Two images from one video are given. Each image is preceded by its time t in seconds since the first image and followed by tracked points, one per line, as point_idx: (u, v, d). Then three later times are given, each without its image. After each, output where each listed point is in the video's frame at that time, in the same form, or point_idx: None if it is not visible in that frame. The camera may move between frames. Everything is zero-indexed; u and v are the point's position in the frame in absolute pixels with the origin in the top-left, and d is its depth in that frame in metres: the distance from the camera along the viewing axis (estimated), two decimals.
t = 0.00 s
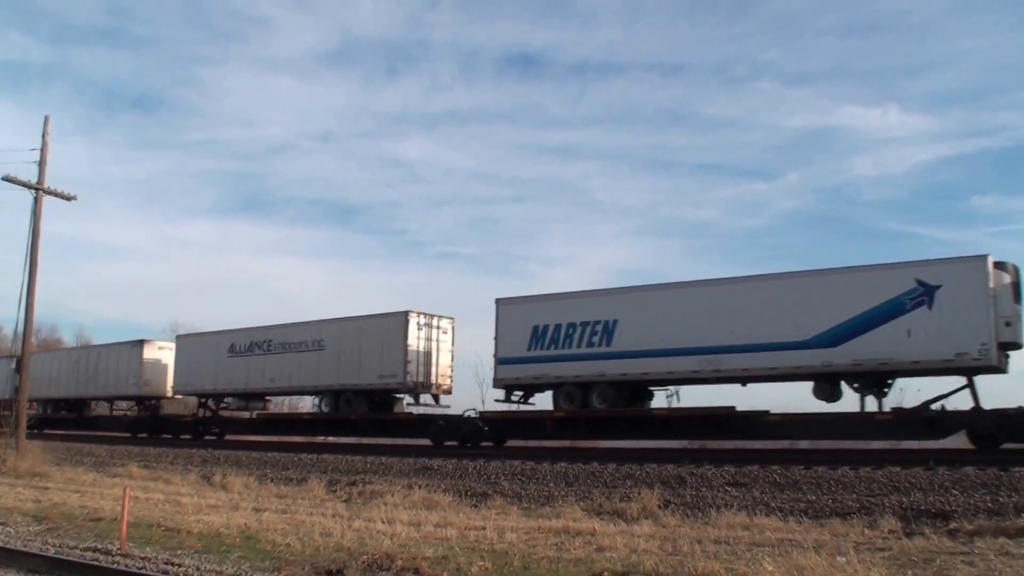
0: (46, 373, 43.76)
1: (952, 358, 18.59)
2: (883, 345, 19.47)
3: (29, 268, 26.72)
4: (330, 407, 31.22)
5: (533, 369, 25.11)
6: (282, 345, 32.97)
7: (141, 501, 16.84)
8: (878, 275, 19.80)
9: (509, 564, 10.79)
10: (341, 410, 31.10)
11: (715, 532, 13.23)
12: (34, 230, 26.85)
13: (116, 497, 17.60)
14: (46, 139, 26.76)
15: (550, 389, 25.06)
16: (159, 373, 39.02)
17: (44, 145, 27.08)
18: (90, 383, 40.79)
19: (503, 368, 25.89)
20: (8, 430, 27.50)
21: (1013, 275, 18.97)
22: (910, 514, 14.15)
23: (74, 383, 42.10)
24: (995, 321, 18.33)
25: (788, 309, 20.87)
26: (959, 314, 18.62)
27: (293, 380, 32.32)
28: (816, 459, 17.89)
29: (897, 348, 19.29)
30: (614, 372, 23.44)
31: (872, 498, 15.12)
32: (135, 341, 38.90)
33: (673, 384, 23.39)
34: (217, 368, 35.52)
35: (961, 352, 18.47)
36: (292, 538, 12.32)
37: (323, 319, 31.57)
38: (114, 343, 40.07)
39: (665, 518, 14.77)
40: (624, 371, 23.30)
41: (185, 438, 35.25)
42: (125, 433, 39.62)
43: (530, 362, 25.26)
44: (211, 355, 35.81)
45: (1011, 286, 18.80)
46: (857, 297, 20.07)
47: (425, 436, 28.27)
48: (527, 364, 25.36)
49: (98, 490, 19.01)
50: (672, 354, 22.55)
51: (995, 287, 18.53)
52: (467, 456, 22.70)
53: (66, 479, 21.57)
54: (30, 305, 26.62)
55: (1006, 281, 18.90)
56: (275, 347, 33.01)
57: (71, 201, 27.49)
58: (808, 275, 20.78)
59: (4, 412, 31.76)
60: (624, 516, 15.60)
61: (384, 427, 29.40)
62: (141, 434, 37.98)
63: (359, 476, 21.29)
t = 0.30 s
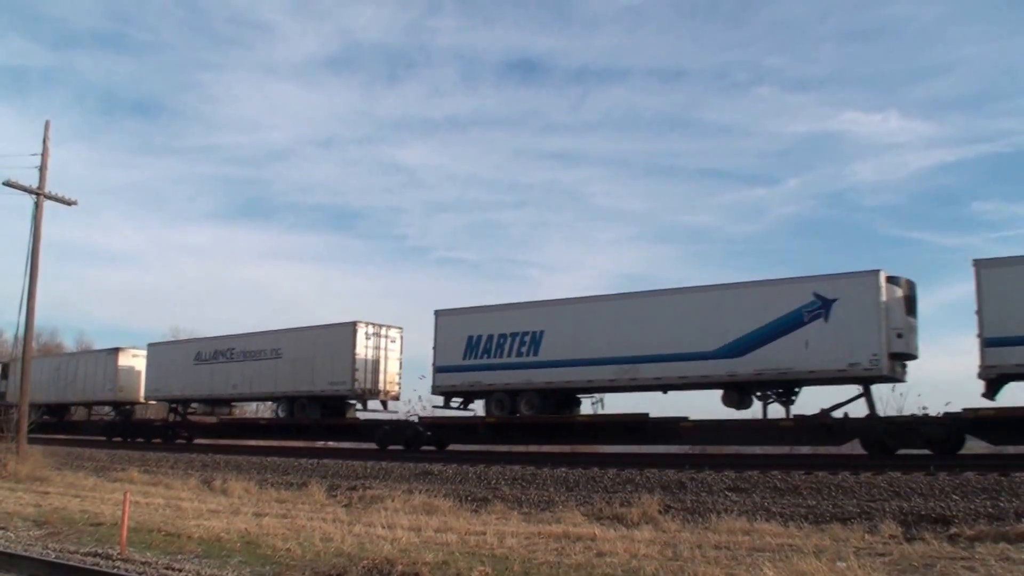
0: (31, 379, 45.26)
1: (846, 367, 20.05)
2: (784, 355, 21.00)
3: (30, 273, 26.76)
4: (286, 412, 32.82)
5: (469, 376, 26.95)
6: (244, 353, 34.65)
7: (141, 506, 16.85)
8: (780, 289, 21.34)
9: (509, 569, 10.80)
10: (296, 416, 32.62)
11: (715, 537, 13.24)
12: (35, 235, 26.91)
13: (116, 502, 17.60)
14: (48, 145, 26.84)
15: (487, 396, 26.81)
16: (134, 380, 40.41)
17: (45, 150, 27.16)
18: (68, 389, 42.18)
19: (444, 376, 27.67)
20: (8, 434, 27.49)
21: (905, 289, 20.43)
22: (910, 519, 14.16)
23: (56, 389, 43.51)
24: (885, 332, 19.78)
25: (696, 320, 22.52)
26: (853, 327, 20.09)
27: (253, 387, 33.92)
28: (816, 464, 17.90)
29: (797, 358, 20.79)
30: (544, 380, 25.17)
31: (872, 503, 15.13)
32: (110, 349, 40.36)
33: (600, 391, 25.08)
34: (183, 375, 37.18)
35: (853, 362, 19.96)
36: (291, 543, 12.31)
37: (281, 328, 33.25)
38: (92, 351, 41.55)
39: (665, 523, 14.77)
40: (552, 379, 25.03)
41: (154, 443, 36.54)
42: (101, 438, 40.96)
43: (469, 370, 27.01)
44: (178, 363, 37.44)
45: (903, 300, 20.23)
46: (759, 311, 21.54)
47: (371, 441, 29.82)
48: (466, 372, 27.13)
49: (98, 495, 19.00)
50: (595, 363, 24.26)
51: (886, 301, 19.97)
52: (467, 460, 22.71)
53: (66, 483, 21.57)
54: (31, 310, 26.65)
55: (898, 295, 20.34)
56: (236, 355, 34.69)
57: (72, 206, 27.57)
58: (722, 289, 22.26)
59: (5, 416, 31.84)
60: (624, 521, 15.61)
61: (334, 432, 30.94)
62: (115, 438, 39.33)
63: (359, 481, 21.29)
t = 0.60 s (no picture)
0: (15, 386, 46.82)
1: (750, 375, 21.48)
2: (693, 364, 22.49)
3: (32, 277, 26.81)
4: (248, 416, 34.46)
5: (411, 384, 28.62)
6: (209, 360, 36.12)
7: (142, 510, 16.86)
8: (691, 301, 22.88)
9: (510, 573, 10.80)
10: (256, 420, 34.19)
11: (715, 541, 13.23)
12: (37, 238, 26.97)
13: (117, 506, 17.61)
14: (50, 149, 26.92)
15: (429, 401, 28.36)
16: (111, 385, 42.06)
17: (48, 154, 27.24)
18: (50, 394, 43.77)
19: (390, 382, 29.26)
20: (9, 438, 27.47)
21: (807, 302, 21.97)
22: (910, 523, 14.14)
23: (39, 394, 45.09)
24: (784, 342, 21.25)
25: (615, 331, 24.10)
26: (755, 337, 21.53)
27: (218, 392, 35.44)
28: (816, 468, 17.88)
29: (705, 366, 22.24)
30: (478, 387, 26.75)
31: (872, 507, 15.11)
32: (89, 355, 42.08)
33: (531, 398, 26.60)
34: (155, 380, 38.72)
35: (755, 370, 21.37)
36: (292, 547, 12.32)
37: (243, 336, 34.69)
38: (72, 357, 43.27)
39: (666, 528, 14.76)
40: (486, 386, 26.61)
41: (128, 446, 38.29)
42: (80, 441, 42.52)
43: (412, 377, 28.62)
44: (150, 370, 38.97)
45: (802, 312, 21.79)
46: (673, 323, 23.04)
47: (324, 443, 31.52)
48: (409, 378, 28.75)
49: (99, 499, 19.00)
50: (524, 370, 25.86)
51: (787, 312, 21.46)
52: (467, 464, 22.70)
53: (67, 487, 21.58)
54: (33, 312, 26.70)
55: (799, 308, 21.89)
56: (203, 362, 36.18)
57: (74, 210, 27.65)
58: (641, 301, 23.81)
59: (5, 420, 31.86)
60: (624, 525, 15.61)
61: (291, 435, 32.66)
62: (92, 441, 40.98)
63: (359, 485, 21.26)
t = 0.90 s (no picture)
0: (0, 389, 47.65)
1: (663, 382, 23.05)
2: (614, 370, 23.97)
3: (33, 278, 26.83)
4: (213, 420, 35.50)
5: (360, 389, 29.98)
6: (176, 365, 37.08)
7: (143, 513, 16.88)
8: (613, 312, 24.36)
9: None
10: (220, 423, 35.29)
11: (715, 544, 13.23)
12: (38, 240, 27.00)
13: (117, 509, 17.61)
14: (51, 151, 26.96)
15: (376, 405, 29.69)
16: (90, 389, 42.80)
17: (49, 156, 27.29)
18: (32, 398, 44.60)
19: (340, 387, 30.56)
20: (9, 440, 27.46)
21: (717, 312, 23.58)
22: (911, 527, 14.14)
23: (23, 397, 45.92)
24: (696, 350, 22.83)
25: (544, 339, 25.57)
26: (670, 345, 23.08)
27: (185, 396, 36.46)
28: (816, 472, 17.87)
29: (625, 373, 23.74)
30: (419, 392, 28.12)
31: (872, 510, 15.10)
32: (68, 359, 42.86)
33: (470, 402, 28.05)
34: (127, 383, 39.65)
35: (669, 376, 22.92)
36: (292, 550, 12.30)
37: (208, 342, 35.62)
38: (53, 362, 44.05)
39: (666, 531, 14.76)
40: (427, 391, 27.98)
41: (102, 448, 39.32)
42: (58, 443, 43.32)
43: (361, 382, 29.99)
44: (121, 374, 39.89)
45: (713, 322, 23.40)
46: (595, 332, 24.53)
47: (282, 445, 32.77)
48: (358, 384, 30.12)
49: (99, 502, 18.99)
50: (460, 377, 27.23)
51: (698, 322, 23.05)
52: (467, 468, 22.68)
53: (68, 490, 21.58)
54: (35, 314, 26.72)
55: (709, 317, 23.49)
56: (170, 367, 37.13)
57: (75, 212, 27.70)
58: (569, 310, 25.26)
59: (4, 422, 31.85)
60: (625, 528, 15.61)
61: (252, 437, 33.79)
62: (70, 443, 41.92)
63: (359, 488, 21.25)
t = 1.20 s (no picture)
0: None
1: (584, 387, 23.80)
2: (539, 377, 24.76)
3: (35, 280, 26.85)
4: (180, 422, 36.80)
5: (312, 392, 31.18)
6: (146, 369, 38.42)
7: (143, 514, 16.91)
8: (539, 320, 25.11)
9: None
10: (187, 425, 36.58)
11: (716, 546, 13.22)
12: (39, 242, 27.03)
13: (118, 510, 17.64)
14: (52, 153, 27.00)
15: (326, 407, 30.77)
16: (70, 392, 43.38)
17: (51, 158, 27.33)
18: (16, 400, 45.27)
19: (294, 390, 31.72)
20: (10, 442, 27.47)
21: (637, 321, 24.26)
22: (911, 529, 14.15)
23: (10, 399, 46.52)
24: (614, 358, 23.53)
25: (476, 345, 26.41)
26: (590, 353, 23.81)
27: (155, 399, 37.76)
28: (817, 474, 17.85)
29: (550, 379, 24.50)
30: (365, 395, 29.24)
31: (873, 513, 15.09)
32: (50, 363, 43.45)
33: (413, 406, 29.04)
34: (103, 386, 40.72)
35: (589, 383, 23.66)
36: (292, 552, 12.32)
37: (176, 347, 36.99)
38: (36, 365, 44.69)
39: (666, 533, 14.76)
40: (372, 395, 29.06)
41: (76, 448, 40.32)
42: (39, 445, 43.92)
43: (314, 386, 31.12)
44: (96, 377, 41.16)
45: (632, 330, 24.09)
46: (521, 340, 25.31)
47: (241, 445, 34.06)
48: (310, 387, 31.29)
49: (100, 503, 19.02)
50: (401, 381, 28.23)
51: (618, 331, 23.74)
52: (468, 469, 22.67)
53: (68, 492, 21.60)
54: (36, 315, 26.74)
55: (629, 325, 24.18)
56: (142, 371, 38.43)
57: (76, 213, 27.76)
58: (498, 318, 26.04)
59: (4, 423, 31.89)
60: (625, 530, 15.61)
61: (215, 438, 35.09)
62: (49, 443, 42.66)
63: (360, 490, 21.24)
